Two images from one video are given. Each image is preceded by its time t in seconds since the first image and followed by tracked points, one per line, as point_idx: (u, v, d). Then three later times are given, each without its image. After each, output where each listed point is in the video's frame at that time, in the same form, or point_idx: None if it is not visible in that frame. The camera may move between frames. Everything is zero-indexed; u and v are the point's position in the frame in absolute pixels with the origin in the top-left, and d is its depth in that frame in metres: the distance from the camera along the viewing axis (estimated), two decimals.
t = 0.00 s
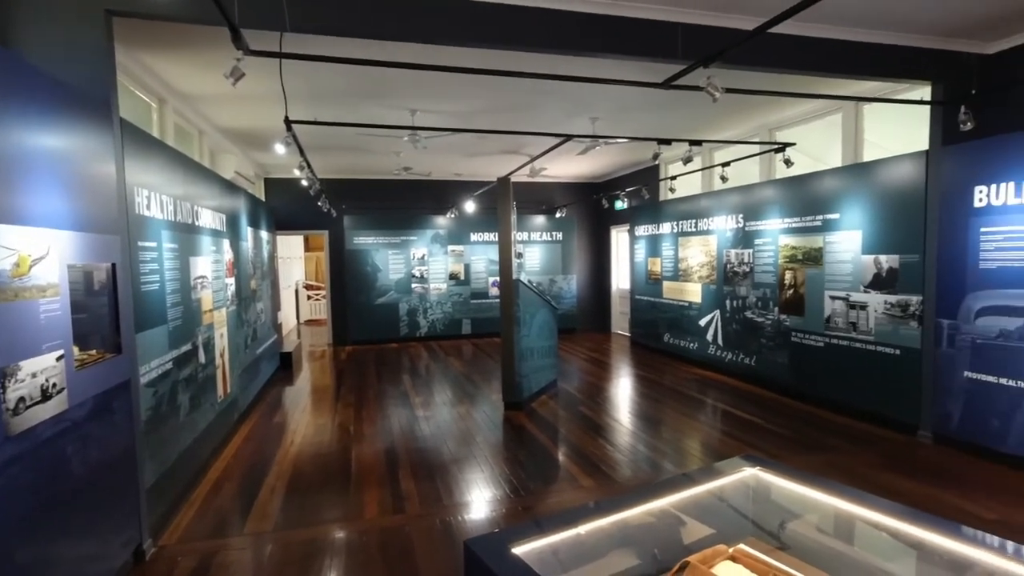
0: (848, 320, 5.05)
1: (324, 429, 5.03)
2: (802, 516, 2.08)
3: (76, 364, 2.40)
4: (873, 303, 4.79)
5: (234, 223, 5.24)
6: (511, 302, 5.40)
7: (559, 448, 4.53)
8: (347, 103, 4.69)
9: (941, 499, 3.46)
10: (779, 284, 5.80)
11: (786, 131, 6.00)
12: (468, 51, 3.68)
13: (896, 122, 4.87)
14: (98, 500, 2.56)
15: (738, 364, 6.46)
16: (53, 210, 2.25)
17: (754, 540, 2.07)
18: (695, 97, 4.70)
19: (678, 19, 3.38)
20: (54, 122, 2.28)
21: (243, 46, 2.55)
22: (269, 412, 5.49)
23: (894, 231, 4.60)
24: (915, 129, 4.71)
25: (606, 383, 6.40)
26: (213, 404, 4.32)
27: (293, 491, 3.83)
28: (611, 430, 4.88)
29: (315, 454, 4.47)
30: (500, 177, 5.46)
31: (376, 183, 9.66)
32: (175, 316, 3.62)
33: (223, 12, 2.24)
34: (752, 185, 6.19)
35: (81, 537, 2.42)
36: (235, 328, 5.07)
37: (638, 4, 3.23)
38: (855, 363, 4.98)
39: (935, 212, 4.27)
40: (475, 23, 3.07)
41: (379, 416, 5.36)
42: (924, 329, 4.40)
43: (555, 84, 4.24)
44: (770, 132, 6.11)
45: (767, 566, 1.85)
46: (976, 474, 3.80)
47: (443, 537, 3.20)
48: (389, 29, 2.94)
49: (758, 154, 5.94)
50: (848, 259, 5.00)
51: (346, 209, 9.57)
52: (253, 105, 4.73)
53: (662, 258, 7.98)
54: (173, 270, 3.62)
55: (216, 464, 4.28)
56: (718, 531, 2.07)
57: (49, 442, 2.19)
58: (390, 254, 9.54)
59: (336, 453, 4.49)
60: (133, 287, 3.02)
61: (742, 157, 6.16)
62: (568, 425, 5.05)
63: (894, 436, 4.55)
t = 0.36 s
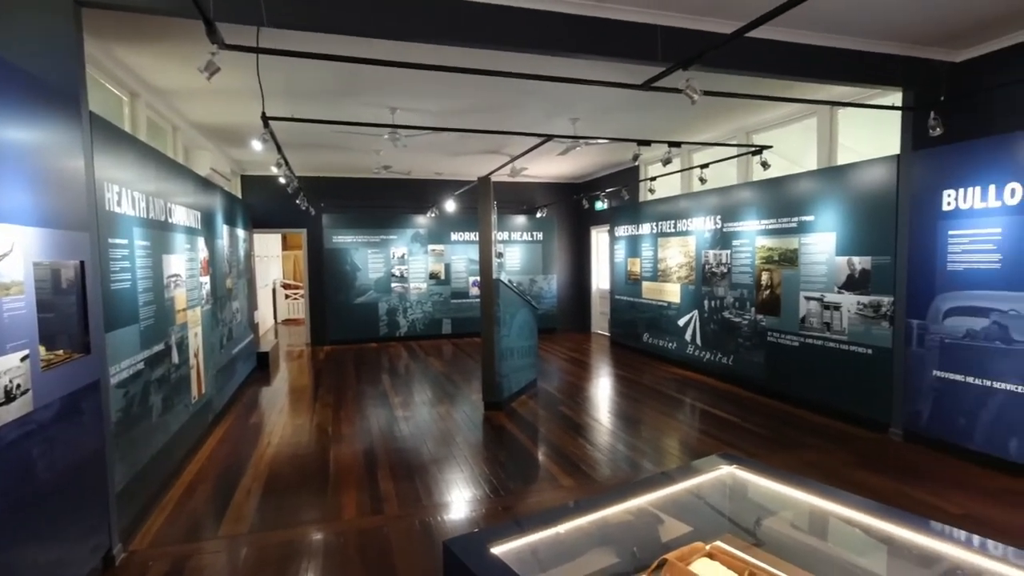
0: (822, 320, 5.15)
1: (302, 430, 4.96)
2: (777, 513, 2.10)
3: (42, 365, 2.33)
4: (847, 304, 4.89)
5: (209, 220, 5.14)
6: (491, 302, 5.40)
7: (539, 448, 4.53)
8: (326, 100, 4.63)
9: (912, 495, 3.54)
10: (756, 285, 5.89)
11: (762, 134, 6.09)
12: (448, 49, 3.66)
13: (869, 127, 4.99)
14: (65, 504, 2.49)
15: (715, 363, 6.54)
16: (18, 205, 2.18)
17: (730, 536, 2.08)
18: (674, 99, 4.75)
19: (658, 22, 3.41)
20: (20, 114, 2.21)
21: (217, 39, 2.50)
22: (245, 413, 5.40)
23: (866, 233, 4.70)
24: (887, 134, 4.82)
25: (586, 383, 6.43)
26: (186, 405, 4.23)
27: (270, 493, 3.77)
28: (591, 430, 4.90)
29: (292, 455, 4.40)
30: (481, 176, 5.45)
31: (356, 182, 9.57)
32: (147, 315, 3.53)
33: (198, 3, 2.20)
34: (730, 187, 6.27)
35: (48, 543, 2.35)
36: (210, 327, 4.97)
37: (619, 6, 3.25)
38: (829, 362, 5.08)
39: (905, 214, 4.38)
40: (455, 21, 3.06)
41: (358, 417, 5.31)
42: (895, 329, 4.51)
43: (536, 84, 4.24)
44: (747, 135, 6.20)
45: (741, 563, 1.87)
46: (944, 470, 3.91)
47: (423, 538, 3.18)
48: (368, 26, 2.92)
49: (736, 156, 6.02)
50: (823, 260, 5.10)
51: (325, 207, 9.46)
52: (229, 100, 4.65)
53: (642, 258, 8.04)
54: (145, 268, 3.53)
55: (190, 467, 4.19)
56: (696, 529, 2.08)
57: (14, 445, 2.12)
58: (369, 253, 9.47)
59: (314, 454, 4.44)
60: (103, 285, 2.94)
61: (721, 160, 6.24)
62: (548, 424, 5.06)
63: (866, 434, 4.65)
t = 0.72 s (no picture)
0: (797, 320, 5.24)
1: (278, 431, 4.89)
2: (753, 509, 2.13)
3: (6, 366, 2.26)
4: (821, 304, 4.99)
5: (184, 218, 5.04)
6: (471, 302, 5.39)
7: (519, 448, 4.53)
8: (304, 97, 4.57)
9: (883, 492, 3.62)
10: (733, 285, 5.97)
11: (740, 136, 6.18)
12: (428, 47, 3.64)
13: (843, 131, 5.09)
14: (30, 510, 2.41)
15: (694, 363, 6.62)
16: None
17: (706, 534, 2.10)
18: (654, 100, 4.79)
19: (637, 24, 3.44)
20: None
21: (191, 33, 2.45)
22: (220, 415, 5.30)
23: (840, 235, 4.80)
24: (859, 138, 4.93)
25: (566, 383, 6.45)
26: (159, 406, 4.14)
27: (245, 495, 3.70)
28: (571, 429, 4.92)
29: (268, 457, 4.34)
30: (461, 175, 5.43)
31: (335, 180, 9.46)
32: (117, 314, 3.44)
33: None
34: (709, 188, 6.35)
35: (11, 550, 2.27)
36: (184, 327, 4.86)
37: (598, 7, 3.27)
38: (803, 362, 5.17)
39: (877, 217, 4.48)
40: (435, 19, 3.04)
41: (336, 418, 5.25)
42: (867, 329, 4.61)
43: (517, 84, 4.24)
44: (725, 137, 6.28)
45: (718, 560, 1.89)
46: (913, 466, 4.01)
47: (402, 540, 3.15)
48: (347, 22, 2.89)
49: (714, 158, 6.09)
50: (798, 261, 5.19)
51: (303, 206, 9.35)
52: (204, 95, 4.56)
53: (622, 258, 8.10)
54: (115, 266, 3.45)
55: (162, 469, 4.10)
56: (672, 527, 2.09)
57: None
58: (348, 252, 9.37)
59: (291, 456, 4.38)
60: (71, 284, 2.86)
61: (699, 161, 6.31)
62: (528, 424, 5.06)
63: (839, 431, 4.75)
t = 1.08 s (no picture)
0: (775, 323, 5.32)
1: (257, 435, 4.81)
2: (731, 510, 2.15)
3: None
4: (798, 307, 5.07)
5: (159, 218, 4.94)
6: (453, 304, 5.37)
7: (500, 450, 4.53)
8: (283, 96, 4.52)
9: (858, 491, 3.68)
10: (713, 288, 6.04)
11: (720, 141, 6.27)
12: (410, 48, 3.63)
13: (819, 137, 5.19)
14: None
15: (674, 365, 6.67)
16: None
17: (685, 534, 2.12)
18: (635, 105, 4.83)
19: (618, 29, 3.47)
20: None
21: (166, 29, 2.41)
22: (196, 418, 5.20)
23: (817, 239, 4.89)
24: (835, 144, 5.03)
25: (548, 385, 6.46)
26: (132, 410, 4.05)
27: (222, 500, 3.64)
28: (552, 431, 4.93)
29: (245, 461, 4.27)
30: (443, 177, 5.41)
31: (316, 181, 9.38)
32: (89, 316, 3.36)
33: None
34: (689, 192, 6.42)
35: None
36: (159, 329, 4.77)
37: (580, 12, 3.30)
38: (781, 364, 5.25)
39: (853, 222, 4.57)
40: (417, 21, 3.03)
41: (316, 421, 5.19)
42: (842, 331, 4.70)
43: (499, 86, 4.25)
44: (705, 142, 6.37)
45: (696, 561, 1.90)
46: (887, 466, 4.09)
47: (381, 544, 3.12)
48: (327, 21, 2.87)
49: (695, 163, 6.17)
50: (776, 265, 5.27)
51: (283, 206, 9.24)
52: (181, 93, 4.48)
53: (603, 261, 8.15)
54: (87, 267, 3.37)
55: (135, 474, 4.01)
56: (652, 528, 2.11)
57: None
58: (329, 254, 9.29)
59: (269, 460, 4.31)
60: (40, 285, 2.79)
61: (680, 166, 6.38)
62: (510, 426, 5.06)
63: (816, 432, 4.83)
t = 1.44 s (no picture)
0: (757, 323, 5.39)
1: (238, 437, 4.75)
2: (714, 508, 2.16)
3: None
4: (780, 308, 5.14)
5: (137, 216, 4.85)
6: (438, 304, 5.36)
7: (485, 450, 4.52)
8: (265, 94, 4.47)
9: (839, 490, 3.73)
10: (696, 289, 6.10)
11: (703, 144, 6.33)
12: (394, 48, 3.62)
13: (800, 140, 5.27)
14: None
15: (658, 365, 6.72)
16: None
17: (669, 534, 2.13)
18: (619, 106, 4.86)
19: (602, 31, 3.49)
20: None
21: (143, 24, 2.37)
22: (176, 421, 5.12)
23: (797, 241, 4.96)
24: (816, 147, 5.11)
25: (532, 385, 6.47)
26: (108, 412, 3.97)
27: (202, 504, 3.59)
28: (537, 431, 4.94)
29: (226, 463, 4.21)
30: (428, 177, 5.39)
31: (299, 180, 9.29)
32: (63, 317, 3.29)
33: None
34: (673, 194, 6.48)
35: None
36: (137, 330, 4.68)
37: (565, 13, 3.31)
38: (762, 364, 5.31)
39: (832, 224, 4.65)
40: (401, 19, 3.02)
41: (298, 422, 5.13)
42: (822, 332, 4.77)
43: (484, 87, 4.25)
44: (688, 144, 6.42)
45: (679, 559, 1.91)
46: (866, 464, 4.16)
47: (364, 546, 3.10)
48: (309, 19, 2.84)
49: (678, 164, 6.22)
50: (758, 266, 5.34)
51: (265, 205, 9.14)
52: (160, 90, 4.41)
53: (588, 262, 8.18)
54: (62, 266, 3.30)
55: (112, 478, 3.92)
56: (635, 527, 2.12)
57: None
58: (312, 254, 9.21)
59: (250, 462, 4.26)
60: (13, 285, 2.72)
61: (664, 167, 6.43)
62: (494, 427, 5.05)
63: (797, 431, 4.89)
